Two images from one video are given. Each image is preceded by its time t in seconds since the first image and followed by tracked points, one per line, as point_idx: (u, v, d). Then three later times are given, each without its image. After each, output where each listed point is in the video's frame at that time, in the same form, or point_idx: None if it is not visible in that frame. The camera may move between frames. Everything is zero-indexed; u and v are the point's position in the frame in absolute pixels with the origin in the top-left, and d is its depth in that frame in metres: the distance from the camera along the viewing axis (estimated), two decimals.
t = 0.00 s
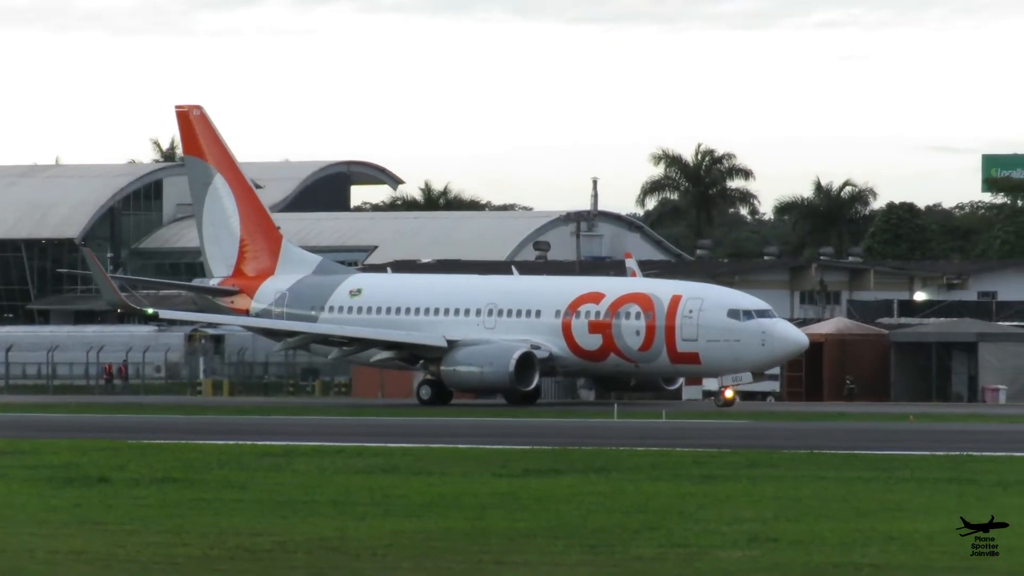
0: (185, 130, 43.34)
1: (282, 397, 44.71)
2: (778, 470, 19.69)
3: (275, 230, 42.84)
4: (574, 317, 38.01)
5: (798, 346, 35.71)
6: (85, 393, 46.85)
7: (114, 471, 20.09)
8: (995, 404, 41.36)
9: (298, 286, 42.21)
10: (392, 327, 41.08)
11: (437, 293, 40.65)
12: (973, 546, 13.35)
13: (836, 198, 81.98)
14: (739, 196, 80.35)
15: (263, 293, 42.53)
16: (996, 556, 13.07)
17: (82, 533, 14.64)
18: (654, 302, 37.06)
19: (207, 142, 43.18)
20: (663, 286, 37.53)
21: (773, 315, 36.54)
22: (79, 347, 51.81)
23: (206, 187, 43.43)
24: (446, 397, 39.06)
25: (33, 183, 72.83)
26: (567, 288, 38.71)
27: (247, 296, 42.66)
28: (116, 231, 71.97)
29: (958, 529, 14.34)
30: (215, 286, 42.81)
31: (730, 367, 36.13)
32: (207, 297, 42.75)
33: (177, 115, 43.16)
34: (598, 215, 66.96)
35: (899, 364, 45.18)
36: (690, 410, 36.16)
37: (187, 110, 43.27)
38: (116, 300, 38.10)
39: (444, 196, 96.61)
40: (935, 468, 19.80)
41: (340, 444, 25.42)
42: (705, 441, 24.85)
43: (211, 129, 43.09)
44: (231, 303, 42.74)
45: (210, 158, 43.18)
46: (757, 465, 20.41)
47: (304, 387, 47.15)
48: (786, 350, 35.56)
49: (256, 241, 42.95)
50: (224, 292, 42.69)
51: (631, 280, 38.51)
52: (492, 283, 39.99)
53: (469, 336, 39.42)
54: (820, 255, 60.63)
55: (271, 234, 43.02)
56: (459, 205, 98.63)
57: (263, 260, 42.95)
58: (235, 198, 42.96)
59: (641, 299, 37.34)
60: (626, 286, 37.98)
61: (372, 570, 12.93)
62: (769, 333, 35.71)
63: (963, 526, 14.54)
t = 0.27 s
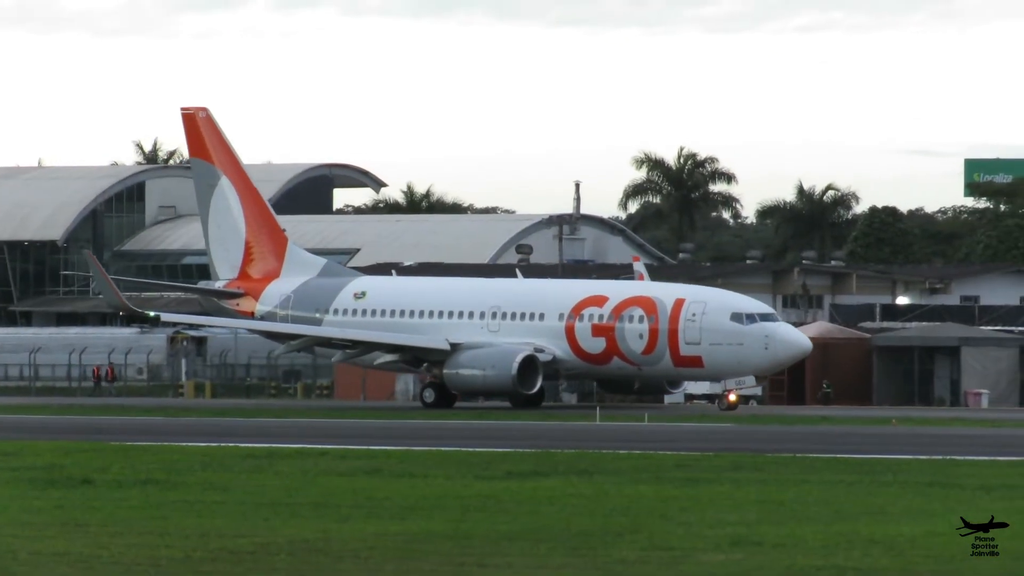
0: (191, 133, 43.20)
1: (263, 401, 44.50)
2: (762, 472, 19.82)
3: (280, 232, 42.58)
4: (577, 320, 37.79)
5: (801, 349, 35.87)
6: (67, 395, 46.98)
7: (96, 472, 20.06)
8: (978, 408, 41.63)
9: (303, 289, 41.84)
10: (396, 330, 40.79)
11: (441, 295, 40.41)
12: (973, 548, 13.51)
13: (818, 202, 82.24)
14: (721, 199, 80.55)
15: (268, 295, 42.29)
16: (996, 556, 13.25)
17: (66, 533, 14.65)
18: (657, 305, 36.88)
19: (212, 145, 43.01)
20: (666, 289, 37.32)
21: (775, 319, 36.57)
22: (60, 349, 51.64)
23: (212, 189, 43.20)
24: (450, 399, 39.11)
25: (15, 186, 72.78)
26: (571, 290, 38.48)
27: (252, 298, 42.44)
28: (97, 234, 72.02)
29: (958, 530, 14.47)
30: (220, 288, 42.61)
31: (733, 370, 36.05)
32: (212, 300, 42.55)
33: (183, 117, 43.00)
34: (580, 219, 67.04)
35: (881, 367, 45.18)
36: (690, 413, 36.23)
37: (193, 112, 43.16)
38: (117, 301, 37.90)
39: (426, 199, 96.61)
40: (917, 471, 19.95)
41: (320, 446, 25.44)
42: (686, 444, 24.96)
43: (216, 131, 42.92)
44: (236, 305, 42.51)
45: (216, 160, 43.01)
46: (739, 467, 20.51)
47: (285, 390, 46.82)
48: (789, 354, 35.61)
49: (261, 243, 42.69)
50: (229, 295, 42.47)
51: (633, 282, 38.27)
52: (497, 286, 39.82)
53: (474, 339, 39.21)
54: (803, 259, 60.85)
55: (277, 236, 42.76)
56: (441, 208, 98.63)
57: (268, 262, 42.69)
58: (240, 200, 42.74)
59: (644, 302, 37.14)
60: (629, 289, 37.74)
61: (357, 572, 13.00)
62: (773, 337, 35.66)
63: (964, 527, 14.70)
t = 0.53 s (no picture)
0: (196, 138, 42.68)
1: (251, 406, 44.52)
2: (749, 474, 19.86)
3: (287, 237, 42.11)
4: (584, 323, 37.43)
5: (808, 351, 35.38)
6: (52, 402, 46.82)
7: (83, 479, 19.98)
8: (963, 408, 41.93)
9: (310, 294, 41.55)
10: (402, 334, 40.44)
11: (447, 299, 40.10)
12: (975, 549, 13.57)
13: (802, 204, 82.39)
14: (705, 201, 80.67)
15: (275, 300, 41.82)
16: (995, 554, 13.43)
17: (53, 540, 14.63)
18: (664, 308, 36.52)
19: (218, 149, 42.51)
20: (672, 291, 36.96)
21: (783, 320, 36.13)
22: (45, 355, 51.59)
23: (218, 194, 42.71)
24: (457, 404, 38.74)
25: None
26: (577, 293, 38.12)
27: (260, 304, 41.97)
28: (82, 239, 71.99)
29: (960, 531, 14.51)
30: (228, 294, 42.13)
31: (740, 373, 35.64)
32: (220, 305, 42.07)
33: (190, 121, 42.45)
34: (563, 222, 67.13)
35: (866, 369, 45.34)
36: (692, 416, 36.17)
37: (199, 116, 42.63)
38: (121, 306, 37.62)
39: (410, 202, 96.57)
40: (902, 472, 19.99)
41: (305, 452, 25.40)
42: (673, 447, 24.98)
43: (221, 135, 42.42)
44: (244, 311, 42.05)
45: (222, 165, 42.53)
46: (726, 470, 20.51)
47: (271, 395, 46.93)
48: (796, 356, 35.17)
49: (268, 248, 42.22)
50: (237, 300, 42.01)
51: (640, 285, 37.90)
52: (504, 289, 39.48)
53: (480, 343, 38.87)
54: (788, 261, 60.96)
55: (285, 240, 42.25)
56: (425, 212, 98.63)
57: (276, 267, 42.23)
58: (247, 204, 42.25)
59: (650, 304, 36.78)
60: (635, 292, 37.40)
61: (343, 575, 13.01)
62: (779, 339, 35.23)
63: (965, 527, 14.88)
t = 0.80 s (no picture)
0: (208, 145, 42.90)
1: (239, 411, 44.53)
2: (737, 480, 19.87)
3: (297, 242, 42.10)
4: (593, 329, 36.97)
5: (819, 356, 34.58)
6: (40, 407, 46.73)
7: (71, 484, 19.95)
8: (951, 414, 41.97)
9: (321, 299, 41.37)
10: (412, 339, 40.12)
11: (457, 304, 39.81)
12: (974, 550, 13.83)
13: (791, 209, 82.42)
14: (693, 207, 80.63)
15: (285, 305, 41.76)
16: (993, 554, 13.68)
17: (42, 545, 14.64)
18: (673, 313, 36.02)
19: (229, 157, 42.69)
20: (683, 296, 36.50)
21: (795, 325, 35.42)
22: (33, 361, 51.59)
23: (230, 200, 42.84)
24: (467, 408, 38.43)
25: None
26: (586, 299, 37.72)
27: (270, 309, 41.94)
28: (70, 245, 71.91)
29: (964, 535, 14.56)
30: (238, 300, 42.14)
31: (751, 378, 35.02)
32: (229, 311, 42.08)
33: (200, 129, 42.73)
34: (551, 227, 67.08)
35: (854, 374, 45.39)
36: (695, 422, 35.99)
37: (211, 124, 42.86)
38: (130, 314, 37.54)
39: (397, 208, 96.53)
40: (890, 478, 19.98)
41: (292, 457, 25.34)
42: (661, 452, 24.98)
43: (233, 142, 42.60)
44: (254, 316, 42.03)
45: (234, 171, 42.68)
46: (715, 475, 20.48)
47: (259, 400, 47.10)
48: (807, 362, 34.42)
49: (278, 253, 42.23)
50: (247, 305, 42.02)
51: (651, 290, 37.44)
52: (514, 295, 39.08)
53: (489, 348, 38.45)
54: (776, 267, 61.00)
55: (295, 246, 42.23)
56: (413, 217, 98.61)
57: (286, 273, 42.22)
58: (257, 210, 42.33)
59: (660, 310, 36.30)
60: (644, 297, 36.93)
61: None
62: (789, 344, 34.58)
63: (964, 526, 15.24)
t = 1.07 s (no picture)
0: (226, 146, 42.84)
1: (233, 413, 44.53)
2: (728, 484, 19.90)
3: (314, 245, 42.14)
4: (609, 332, 36.98)
5: (835, 360, 34.45)
6: (33, 407, 46.69)
7: (64, 484, 19.92)
8: (944, 419, 42.05)
9: (337, 302, 41.46)
10: (427, 342, 40.19)
11: (473, 307, 39.83)
12: (975, 551, 14.11)
13: (785, 214, 82.52)
14: (687, 211, 80.70)
15: (302, 307, 41.84)
16: (995, 557, 13.87)
17: (35, 545, 14.61)
18: (689, 316, 35.94)
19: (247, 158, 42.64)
20: (698, 300, 36.42)
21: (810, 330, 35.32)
22: (26, 361, 51.57)
23: (247, 202, 42.84)
24: (482, 413, 38.22)
25: None
26: (601, 302, 37.72)
27: (287, 311, 42.03)
28: (64, 245, 71.83)
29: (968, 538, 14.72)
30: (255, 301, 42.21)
31: (766, 383, 34.94)
32: (246, 313, 42.15)
33: (218, 129, 42.71)
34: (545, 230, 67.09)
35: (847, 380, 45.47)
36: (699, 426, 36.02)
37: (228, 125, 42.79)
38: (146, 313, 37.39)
39: (391, 210, 96.54)
40: (881, 482, 20.05)
41: (284, 458, 25.32)
42: (654, 456, 25.01)
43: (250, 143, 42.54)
44: (271, 318, 42.15)
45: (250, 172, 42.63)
46: (706, 479, 20.52)
47: (252, 401, 47.12)
48: (823, 367, 34.30)
49: (296, 255, 42.28)
50: (264, 307, 42.10)
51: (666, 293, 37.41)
52: (530, 298, 39.14)
53: (505, 351, 38.55)
54: (770, 271, 61.06)
55: (312, 248, 42.27)
56: (407, 219, 98.62)
57: (303, 275, 42.27)
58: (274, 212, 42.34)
59: (676, 313, 36.24)
60: (660, 300, 36.88)
61: None
62: (804, 349, 34.45)
63: (965, 527, 15.58)
